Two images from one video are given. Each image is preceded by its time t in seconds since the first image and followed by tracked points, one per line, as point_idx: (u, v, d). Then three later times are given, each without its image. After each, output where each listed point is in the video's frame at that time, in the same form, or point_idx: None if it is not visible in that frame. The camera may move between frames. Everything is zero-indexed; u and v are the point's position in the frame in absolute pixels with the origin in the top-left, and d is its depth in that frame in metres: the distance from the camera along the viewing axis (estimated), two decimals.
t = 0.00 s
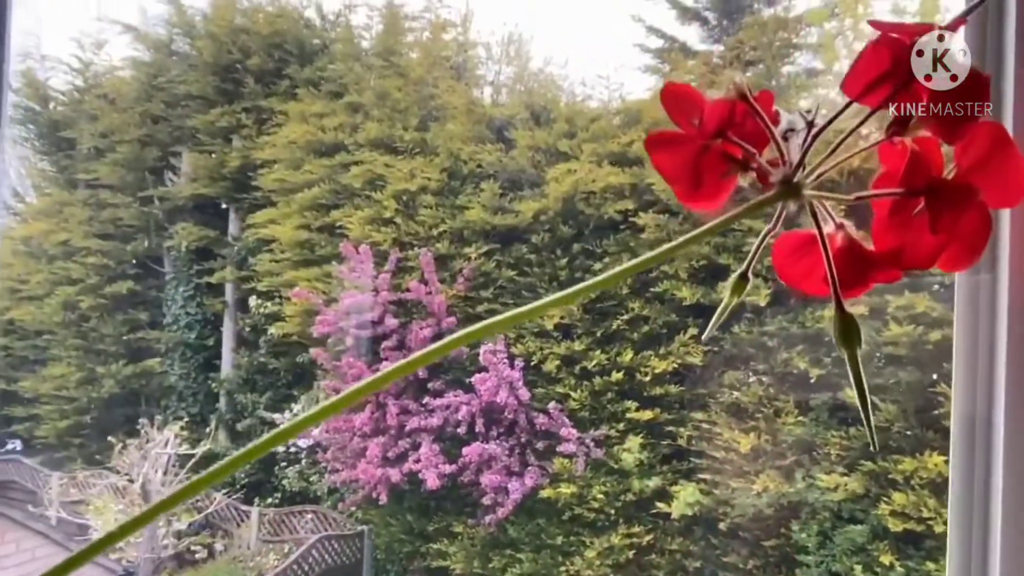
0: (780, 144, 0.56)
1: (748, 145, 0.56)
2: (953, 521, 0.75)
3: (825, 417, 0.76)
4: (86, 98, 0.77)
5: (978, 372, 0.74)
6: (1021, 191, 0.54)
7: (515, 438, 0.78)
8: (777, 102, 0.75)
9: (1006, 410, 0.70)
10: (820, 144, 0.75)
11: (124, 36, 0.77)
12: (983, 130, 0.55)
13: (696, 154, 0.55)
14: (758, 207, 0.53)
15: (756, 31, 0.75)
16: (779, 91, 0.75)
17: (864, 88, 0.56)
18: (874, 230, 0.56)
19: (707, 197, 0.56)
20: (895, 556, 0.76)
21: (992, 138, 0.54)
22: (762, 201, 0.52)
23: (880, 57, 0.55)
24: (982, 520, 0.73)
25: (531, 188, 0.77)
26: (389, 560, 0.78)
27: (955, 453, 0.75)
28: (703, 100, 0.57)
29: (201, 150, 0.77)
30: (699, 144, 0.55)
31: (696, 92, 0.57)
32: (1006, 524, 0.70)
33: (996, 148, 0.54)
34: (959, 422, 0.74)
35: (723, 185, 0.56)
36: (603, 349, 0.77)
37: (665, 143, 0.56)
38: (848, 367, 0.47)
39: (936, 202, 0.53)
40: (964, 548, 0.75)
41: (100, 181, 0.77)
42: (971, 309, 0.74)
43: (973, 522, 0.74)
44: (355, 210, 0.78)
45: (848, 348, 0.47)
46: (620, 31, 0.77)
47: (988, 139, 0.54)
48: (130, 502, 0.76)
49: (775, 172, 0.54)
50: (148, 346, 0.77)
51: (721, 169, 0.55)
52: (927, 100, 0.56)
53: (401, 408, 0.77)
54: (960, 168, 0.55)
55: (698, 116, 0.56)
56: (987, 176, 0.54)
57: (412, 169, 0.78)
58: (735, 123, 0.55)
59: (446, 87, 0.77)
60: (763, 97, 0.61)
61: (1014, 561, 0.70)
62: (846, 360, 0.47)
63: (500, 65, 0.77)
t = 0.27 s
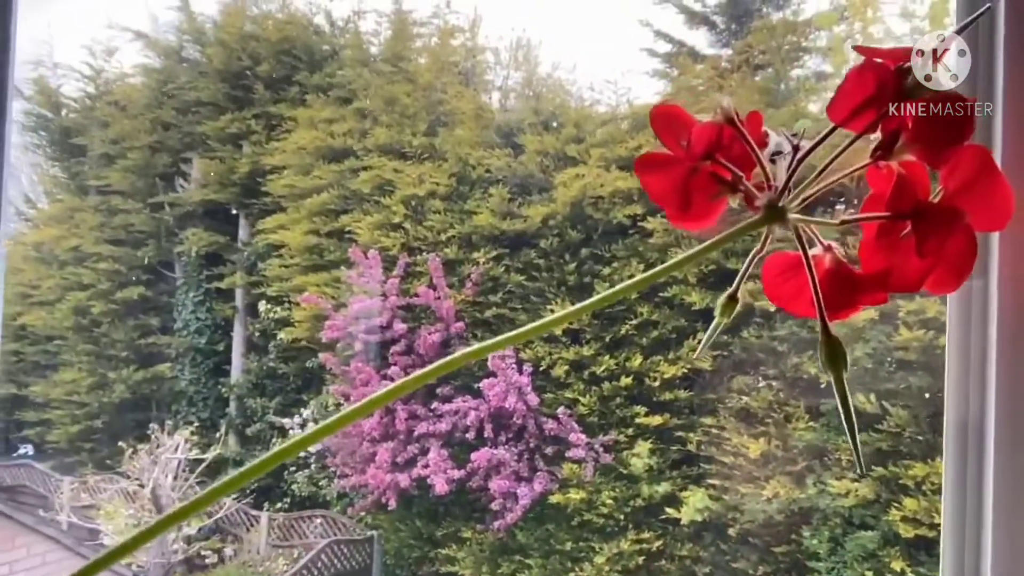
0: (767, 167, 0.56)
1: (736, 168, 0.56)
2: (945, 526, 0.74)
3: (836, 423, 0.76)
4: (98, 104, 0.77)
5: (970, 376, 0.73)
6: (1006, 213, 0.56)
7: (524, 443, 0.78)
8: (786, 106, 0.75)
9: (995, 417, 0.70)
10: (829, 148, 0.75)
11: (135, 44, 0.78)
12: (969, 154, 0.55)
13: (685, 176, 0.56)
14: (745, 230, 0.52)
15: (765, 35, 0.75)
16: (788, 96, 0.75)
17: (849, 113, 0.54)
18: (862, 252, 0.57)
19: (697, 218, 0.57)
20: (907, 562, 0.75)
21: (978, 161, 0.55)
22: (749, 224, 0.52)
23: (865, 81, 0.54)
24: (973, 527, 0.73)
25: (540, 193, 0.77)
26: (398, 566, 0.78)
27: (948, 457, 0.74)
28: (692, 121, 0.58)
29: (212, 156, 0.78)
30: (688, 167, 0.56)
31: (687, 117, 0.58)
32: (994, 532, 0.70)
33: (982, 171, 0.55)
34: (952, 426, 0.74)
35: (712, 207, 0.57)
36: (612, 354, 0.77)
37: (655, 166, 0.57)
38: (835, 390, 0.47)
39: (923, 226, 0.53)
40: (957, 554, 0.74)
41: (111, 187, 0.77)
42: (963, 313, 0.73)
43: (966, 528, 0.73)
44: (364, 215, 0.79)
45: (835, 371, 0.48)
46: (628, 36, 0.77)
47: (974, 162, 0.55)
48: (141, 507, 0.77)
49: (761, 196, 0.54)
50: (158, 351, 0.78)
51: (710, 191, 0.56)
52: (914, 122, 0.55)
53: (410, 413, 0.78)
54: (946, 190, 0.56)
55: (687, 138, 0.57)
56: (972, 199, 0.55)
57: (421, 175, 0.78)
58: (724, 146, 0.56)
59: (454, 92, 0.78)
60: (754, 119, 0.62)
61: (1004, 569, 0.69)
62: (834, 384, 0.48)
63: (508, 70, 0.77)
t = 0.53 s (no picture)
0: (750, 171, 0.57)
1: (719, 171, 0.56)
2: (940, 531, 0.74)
3: (845, 426, 0.75)
4: (108, 110, 0.78)
5: (965, 380, 0.73)
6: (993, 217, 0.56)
7: (531, 446, 0.78)
8: (794, 109, 0.75)
9: (990, 422, 0.69)
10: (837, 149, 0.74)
11: (144, 49, 0.78)
12: (956, 158, 0.56)
13: (669, 179, 0.57)
14: (726, 235, 0.53)
15: (773, 37, 0.75)
16: (795, 98, 0.75)
17: (835, 113, 0.56)
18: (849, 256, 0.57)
19: (680, 223, 0.58)
20: (918, 567, 0.75)
21: (965, 165, 0.56)
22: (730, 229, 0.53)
23: (850, 82, 0.55)
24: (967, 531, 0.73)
25: (547, 196, 0.77)
26: (406, 569, 0.78)
27: (944, 461, 0.74)
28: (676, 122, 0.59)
29: (221, 161, 0.78)
30: (672, 170, 0.56)
31: (670, 118, 0.58)
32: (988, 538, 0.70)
33: (969, 175, 0.56)
34: (947, 430, 0.74)
35: (696, 210, 0.57)
36: (619, 357, 0.77)
37: (639, 169, 0.57)
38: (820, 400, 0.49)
39: (909, 230, 0.54)
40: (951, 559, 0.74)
41: (121, 192, 0.78)
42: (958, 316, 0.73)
43: (960, 533, 0.73)
44: (371, 219, 0.79)
45: (820, 381, 0.49)
46: (635, 39, 0.77)
47: (961, 166, 0.56)
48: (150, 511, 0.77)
49: (742, 200, 0.55)
50: (168, 354, 0.78)
51: (694, 195, 0.56)
52: (899, 126, 0.55)
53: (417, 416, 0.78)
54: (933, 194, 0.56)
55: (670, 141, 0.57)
56: (959, 203, 0.56)
57: (428, 179, 0.78)
58: (706, 149, 0.56)
59: (462, 95, 0.78)
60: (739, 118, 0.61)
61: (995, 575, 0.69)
62: (819, 393, 0.49)
63: (516, 74, 0.78)
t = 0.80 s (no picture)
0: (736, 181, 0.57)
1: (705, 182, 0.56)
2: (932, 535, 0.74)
3: (852, 429, 0.75)
4: (115, 113, 0.78)
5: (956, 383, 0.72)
6: (980, 229, 0.55)
7: (536, 449, 0.78)
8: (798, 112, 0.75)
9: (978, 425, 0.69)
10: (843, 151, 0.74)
11: (151, 53, 0.79)
12: (942, 168, 0.55)
13: (655, 190, 0.56)
14: (709, 247, 0.53)
15: (778, 40, 0.75)
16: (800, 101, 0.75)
17: (820, 124, 0.56)
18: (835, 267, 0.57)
19: (668, 233, 0.57)
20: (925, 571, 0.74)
21: (952, 177, 0.55)
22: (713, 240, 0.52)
23: (835, 92, 0.55)
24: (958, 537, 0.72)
25: (552, 199, 0.77)
26: (411, 572, 0.78)
27: (937, 463, 0.74)
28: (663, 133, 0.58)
29: (227, 164, 0.78)
30: (657, 180, 0.56)
31: (656, 129, 0.58)
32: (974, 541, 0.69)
33: (955, 186, 0.55)
34: (938, 433, 0.74)
35: (684, 221, 0.57)
36: (625, 360, 0.77)
37: (624, 180, 0.57)
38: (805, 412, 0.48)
39: (894, 242, 0.53)
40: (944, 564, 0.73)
41: (128, 196, 0.78)
42: (951, 320, 0.73)
43: (952, 539, 0.72)
44: (377, 222, 0.79)
45: (805, 393, 0.48)
46: (639, 41, 0.77)
47: (948, 177, 0.55)
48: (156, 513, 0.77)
49: (727, 211, 0.54)
50: (173, 357, 0.78)
51: (682, 205, 0.56)
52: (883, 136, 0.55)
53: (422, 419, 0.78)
54: (920, 206, 0.56)
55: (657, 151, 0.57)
56: (946, 215, 0.56)
57: (433, 181, 0.78)
58: (692, 160, 0.56)
59: (467, 98, 0.78)
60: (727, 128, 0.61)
61: None
62: (803, 406, 0.48)
63: (520, 76, 0.78)
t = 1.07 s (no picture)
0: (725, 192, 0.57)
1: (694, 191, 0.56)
2: (924, 535, 0.74)
3: (855, 432, 0.75)
4: (119, 116, 0.78)
5: (947, 385, 0.73)
6: (967, 239, 0.56)
7: (539, 452, 0.78)
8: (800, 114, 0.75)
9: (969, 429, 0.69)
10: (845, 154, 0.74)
11: (154, 56, 0.79)
12: (929, 178, 0.56)
13: (646, 200, 0.56)
14: (698, 256, 0.53)
15: (780, 42, 0.75)
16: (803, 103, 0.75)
17: (807, 135, 0.57)
18: (824, 276, 0.57)
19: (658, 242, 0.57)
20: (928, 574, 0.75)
21: (938, 187, 0.56)
22: (702, 250, 0.53)
23: (822, 104, 0.56)
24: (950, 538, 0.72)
25: (555, 201, 0.77)
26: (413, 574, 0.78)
27: (929, 465, 0.74)
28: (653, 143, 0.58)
29: (230, 166, 0.78)
30: (648, 190, 0.56)
31: (647, 137, 0.58)
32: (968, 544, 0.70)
33: (941, 197, 0.56)
34: (930, 435, 0.74)
35: (674, 230, 0.57)
36: (628, 362, 0.77)
37: (615, 190, 0.56)
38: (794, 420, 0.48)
39: (881, 252, 0.53)
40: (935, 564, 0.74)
41: (131, 198, 0.78)
42: (941, 322, 0.72)
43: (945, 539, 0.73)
44: (380, 225, 0.79)
45: (794, 401, 0.48)
46: (642, 43, 0.77)
47: (934, 187, 0.56)
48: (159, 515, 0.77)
49: (716, 221, 0.54)
50: (177, 359, 0.78)
51: (672, 214, 0.56)
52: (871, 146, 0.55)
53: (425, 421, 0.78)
54: (908, 216, 0.57)
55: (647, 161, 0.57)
56: (933, 224, 0.56)
57: (436, 184, 0.78)
58: (682, 169, 0.56)
59: (470, 101, 0.78)
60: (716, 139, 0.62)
61: None
62: (792, 414, 0.48)
63: (523, 79, 0.78)
